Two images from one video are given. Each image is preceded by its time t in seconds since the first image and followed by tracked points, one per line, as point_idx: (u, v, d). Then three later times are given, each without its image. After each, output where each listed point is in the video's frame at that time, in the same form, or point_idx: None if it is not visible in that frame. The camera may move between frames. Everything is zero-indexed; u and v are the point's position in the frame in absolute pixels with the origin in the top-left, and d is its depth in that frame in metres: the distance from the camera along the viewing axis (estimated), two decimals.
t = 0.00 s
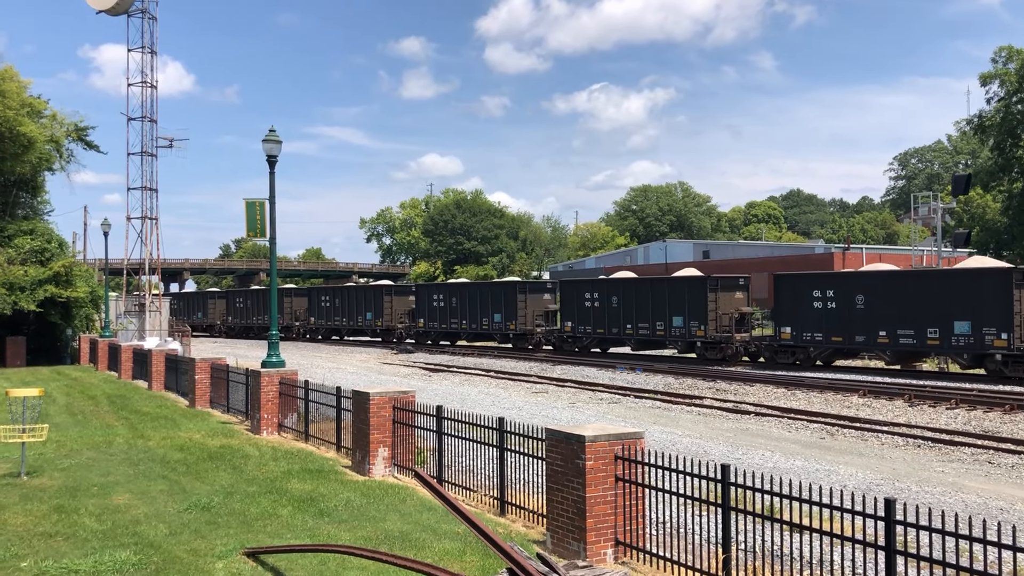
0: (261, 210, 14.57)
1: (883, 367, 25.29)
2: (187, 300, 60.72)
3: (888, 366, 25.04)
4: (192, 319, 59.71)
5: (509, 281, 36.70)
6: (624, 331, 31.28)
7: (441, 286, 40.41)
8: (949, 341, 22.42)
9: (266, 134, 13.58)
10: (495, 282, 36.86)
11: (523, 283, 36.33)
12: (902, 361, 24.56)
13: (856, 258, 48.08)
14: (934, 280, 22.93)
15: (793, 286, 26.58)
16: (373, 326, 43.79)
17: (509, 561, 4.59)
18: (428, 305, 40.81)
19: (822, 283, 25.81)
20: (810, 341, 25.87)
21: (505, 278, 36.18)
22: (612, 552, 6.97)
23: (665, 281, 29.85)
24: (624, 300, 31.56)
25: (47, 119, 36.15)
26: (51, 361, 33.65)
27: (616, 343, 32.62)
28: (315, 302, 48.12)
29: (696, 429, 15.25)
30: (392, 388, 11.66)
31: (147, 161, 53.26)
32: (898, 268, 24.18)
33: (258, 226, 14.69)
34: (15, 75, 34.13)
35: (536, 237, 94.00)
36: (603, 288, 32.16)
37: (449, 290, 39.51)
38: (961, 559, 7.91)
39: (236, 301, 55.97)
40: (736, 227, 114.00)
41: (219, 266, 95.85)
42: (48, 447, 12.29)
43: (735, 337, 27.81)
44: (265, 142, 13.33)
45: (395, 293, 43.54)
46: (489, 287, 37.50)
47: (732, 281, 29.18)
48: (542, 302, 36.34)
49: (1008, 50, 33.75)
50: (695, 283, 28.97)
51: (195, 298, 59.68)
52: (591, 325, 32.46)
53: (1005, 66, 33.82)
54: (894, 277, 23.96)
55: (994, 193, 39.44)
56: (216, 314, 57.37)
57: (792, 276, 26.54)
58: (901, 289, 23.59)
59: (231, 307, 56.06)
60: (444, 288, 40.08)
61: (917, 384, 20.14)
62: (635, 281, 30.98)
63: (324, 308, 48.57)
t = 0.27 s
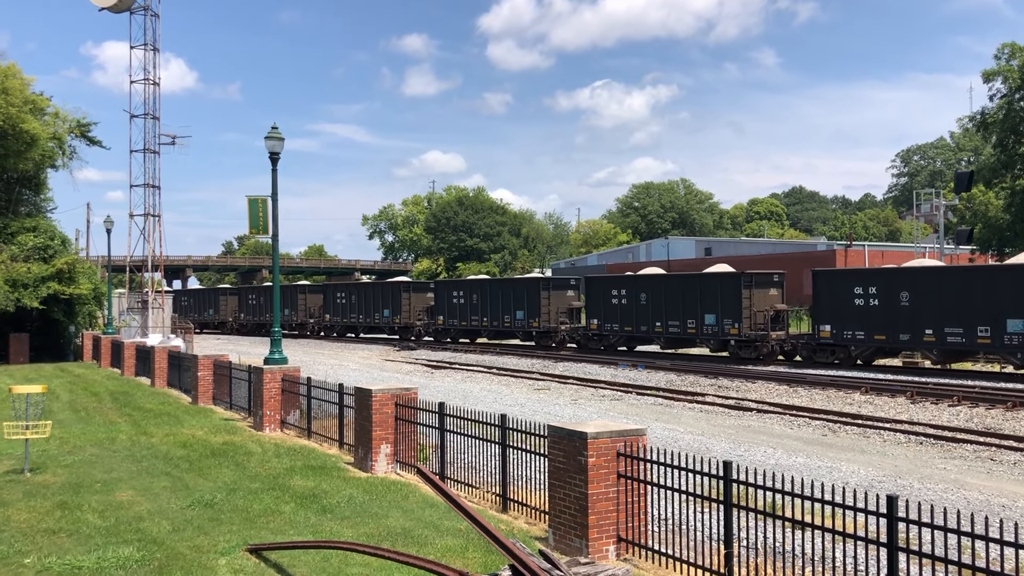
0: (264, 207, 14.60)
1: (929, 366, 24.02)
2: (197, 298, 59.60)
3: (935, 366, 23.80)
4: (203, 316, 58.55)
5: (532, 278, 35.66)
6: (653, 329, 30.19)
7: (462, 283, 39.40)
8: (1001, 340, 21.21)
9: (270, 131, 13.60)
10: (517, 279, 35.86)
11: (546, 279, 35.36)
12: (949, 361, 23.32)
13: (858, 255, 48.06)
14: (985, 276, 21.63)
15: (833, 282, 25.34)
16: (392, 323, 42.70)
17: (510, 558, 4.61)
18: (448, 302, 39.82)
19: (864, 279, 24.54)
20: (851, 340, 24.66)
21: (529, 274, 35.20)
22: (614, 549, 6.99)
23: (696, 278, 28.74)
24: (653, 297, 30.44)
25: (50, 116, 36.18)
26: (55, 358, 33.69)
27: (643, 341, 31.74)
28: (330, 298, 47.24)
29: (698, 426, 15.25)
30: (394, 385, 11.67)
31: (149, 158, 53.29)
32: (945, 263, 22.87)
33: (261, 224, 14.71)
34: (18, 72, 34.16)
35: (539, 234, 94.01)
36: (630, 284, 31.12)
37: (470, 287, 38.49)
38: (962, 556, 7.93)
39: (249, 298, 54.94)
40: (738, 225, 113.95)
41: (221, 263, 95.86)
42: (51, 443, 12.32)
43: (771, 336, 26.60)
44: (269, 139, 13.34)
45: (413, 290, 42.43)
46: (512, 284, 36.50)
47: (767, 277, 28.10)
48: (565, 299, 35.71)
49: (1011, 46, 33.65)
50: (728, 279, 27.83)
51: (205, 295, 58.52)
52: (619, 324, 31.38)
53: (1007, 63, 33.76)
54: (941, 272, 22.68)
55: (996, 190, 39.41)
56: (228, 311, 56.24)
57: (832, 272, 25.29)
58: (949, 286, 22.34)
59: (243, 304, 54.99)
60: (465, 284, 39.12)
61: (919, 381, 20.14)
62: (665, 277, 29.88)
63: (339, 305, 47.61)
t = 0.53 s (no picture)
0: (263, 206, 14.59)
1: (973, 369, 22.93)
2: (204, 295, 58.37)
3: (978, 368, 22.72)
4: (212, 314, 57.37)
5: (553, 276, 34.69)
6: (681, 329, 29.20)
7: (479, 281, 38.46)
8: None
9: (269, 130, 13.59)
10: (537, 277, 34.87)
11: (567, 277, 34.36)
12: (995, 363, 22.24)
13: (858, 254, 48.05)
14: None
15: (871, 279, 24.24)
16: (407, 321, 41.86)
17: (510, 557, 4.60)
18: (466, 300, 38.87)
19: (905, 277, 23.45)
20: (891, 340, 23.52)
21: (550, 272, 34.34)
22: (614, 548, 7.00)
23: (726, 276, 27.81)
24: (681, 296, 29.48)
25: (49, 114, 36.14)
26: (54, 357, 33.66)
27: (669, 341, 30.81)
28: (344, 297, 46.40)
29: (697, 424, 15.26)
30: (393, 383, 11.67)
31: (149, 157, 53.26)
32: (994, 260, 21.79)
33: (260, 222, 14.70)
34: (17, 70, 34.11)
35: (538, 233, 94.01)
36: (657, 283, 30.11)
37: (489, 285, 37.62)
38: (962, 555, 7.93)
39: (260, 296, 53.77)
40: (737, 223, 114.00)
41: (221, 262, 95.81)
42: (51, 442, 12.31)
43: (806, 336, 25.66)
44: (268, 138, 13.33)
45: (429, 288, 41.80)
46: (532, 282, 35.52)
47: (800, 275, 27.22)
48: (587, 297, 34.73)
49: (1011, 45, 33.64)
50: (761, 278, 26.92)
51: (213, 293, 57.30)
52: (644, 323, 30.41)
53: (1008, 61, 33.74)
54: (990, 270, 21.64)
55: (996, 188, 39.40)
56: (237, 309, 55.05)
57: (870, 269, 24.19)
58: (999, 284, 21.28)
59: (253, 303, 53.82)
60: (483, 282, 38.10)
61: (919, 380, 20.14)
62: (694, 275, 28.88)
63: (352, 304, 46.69)
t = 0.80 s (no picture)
0: (260, 206, 14.57)
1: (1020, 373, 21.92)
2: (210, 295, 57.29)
3: None
4: (219, 314, 56.34)
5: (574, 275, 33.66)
6: (710, 329, 28.25)
7: (497, 280, 37.40)
8: None
9: (267, 129, 13.57)
10: (558, 276, 33.85)
11: (589, 276, 33.37)
12: None
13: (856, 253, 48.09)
14: None
15: (911, 279, 23.18)
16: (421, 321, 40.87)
17: (509, 556, 4.60)
18: (483, 300, 37.80)
19: (949, 275, 22.42)
20: (935, 342, 22.39)
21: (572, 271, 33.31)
22: (612, 547, 6.99)
23: (757, 275, 26.97)
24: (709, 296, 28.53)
25: (46, 113, 36.11)
26: (52, 356, 33.62)
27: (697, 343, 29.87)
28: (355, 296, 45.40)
29: (695, 424, 15.27)
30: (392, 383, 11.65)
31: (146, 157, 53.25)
32: None
33: (258, 222, 14.69)
34: (14, 69, 34.07)
35: (536, 232, 94.04)
36: (684, 282, 29.16)
37: (507, 284, 36.59)
38: (961, 554, 7.92)
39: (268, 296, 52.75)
40: (736, 223, 114.12)
41: (219, 261, 95.77)
42: (48, 442, 12.29)
43: (842, 337, 24.80)
44: (265, 138, 13.32)
45: (444, 287, 40.83)
46: (553, 281, 34.49)
47: (834, 274, 26.45)
48: (609, 297, 33.73)
49: (1009, 44, 33.69)
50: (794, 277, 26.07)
51: (220, 293, 56.21)
52: (671, 324, 29.46)
53: (1006, 61, 33.78)
54: None
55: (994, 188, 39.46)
56: (245, 309, 54.02)
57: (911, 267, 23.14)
58: None
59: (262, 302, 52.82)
60: (501, 281, 37.03)
61: (917, 379, 20.17)
62: (724, 274, 27.95)
63: (364, 304, 45.76)
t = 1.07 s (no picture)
0: (259, 205, 14.56)
1: None
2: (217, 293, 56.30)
3: None
4: (226, 313, 55.43)
5: (596, 274, 32.85)
6: (740, 330, 27.40)
7: (515, 279, 36.62)
8: None
9: (265, 129, 13.56)
10: (579, 275, 33.04)
11: (611, 276, 32.54)
12: None
13: (853, 253, 48.05)
14: None
15: (956, 279, 22.40)
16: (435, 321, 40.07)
17: (507, 555, 4.61)
18: (501, 299, 36.97)
19: (996, 275, 21.65)
20: (981, 343, 21.56)
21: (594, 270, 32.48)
22: (610, 547, 7.00)
23: (790, 274, 26.06)
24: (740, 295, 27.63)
25: (44, 112, 36.07)
26: (50, 356, 33.58)
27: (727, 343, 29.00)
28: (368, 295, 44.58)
29: (693, 423, 15.27)
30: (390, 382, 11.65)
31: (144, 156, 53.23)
32: None
33: (256, 221, 14.68)
34: (12, 68, 34.04)
35: (535, 232, 94.03)
36: (713, 281, 28.35)
37: (526, 284, 35.75)
38: (958, 553, 7.93)
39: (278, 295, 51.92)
40: (733, 222, 114.21)
41: (217, 261, 95.72)
42: (46, 441, 12.28)
43: (881, 337, 23.55)
44: (264, 137, 13.32)
45: (459, 287, 40.07)
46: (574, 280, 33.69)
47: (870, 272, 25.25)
48: (631, 297, 32.85)
49: (1006, 44, 33.76)
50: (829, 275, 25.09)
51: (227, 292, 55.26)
52: (699, 324, 28.61)
53: (1003, 60, 33.82)
54: None
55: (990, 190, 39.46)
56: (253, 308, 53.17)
57: (956, 267, 22.35)
58: None
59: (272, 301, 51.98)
60: (519, 280, 36.24)
61: (915, 378, 20.20)
62: (755, 272, 27.04)
63: (376, 303, 44.94)
